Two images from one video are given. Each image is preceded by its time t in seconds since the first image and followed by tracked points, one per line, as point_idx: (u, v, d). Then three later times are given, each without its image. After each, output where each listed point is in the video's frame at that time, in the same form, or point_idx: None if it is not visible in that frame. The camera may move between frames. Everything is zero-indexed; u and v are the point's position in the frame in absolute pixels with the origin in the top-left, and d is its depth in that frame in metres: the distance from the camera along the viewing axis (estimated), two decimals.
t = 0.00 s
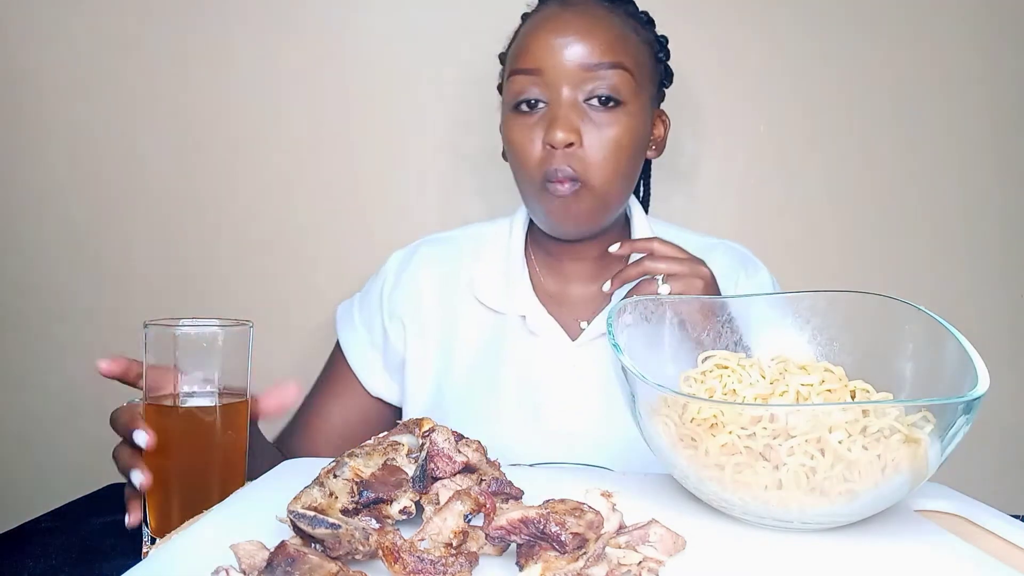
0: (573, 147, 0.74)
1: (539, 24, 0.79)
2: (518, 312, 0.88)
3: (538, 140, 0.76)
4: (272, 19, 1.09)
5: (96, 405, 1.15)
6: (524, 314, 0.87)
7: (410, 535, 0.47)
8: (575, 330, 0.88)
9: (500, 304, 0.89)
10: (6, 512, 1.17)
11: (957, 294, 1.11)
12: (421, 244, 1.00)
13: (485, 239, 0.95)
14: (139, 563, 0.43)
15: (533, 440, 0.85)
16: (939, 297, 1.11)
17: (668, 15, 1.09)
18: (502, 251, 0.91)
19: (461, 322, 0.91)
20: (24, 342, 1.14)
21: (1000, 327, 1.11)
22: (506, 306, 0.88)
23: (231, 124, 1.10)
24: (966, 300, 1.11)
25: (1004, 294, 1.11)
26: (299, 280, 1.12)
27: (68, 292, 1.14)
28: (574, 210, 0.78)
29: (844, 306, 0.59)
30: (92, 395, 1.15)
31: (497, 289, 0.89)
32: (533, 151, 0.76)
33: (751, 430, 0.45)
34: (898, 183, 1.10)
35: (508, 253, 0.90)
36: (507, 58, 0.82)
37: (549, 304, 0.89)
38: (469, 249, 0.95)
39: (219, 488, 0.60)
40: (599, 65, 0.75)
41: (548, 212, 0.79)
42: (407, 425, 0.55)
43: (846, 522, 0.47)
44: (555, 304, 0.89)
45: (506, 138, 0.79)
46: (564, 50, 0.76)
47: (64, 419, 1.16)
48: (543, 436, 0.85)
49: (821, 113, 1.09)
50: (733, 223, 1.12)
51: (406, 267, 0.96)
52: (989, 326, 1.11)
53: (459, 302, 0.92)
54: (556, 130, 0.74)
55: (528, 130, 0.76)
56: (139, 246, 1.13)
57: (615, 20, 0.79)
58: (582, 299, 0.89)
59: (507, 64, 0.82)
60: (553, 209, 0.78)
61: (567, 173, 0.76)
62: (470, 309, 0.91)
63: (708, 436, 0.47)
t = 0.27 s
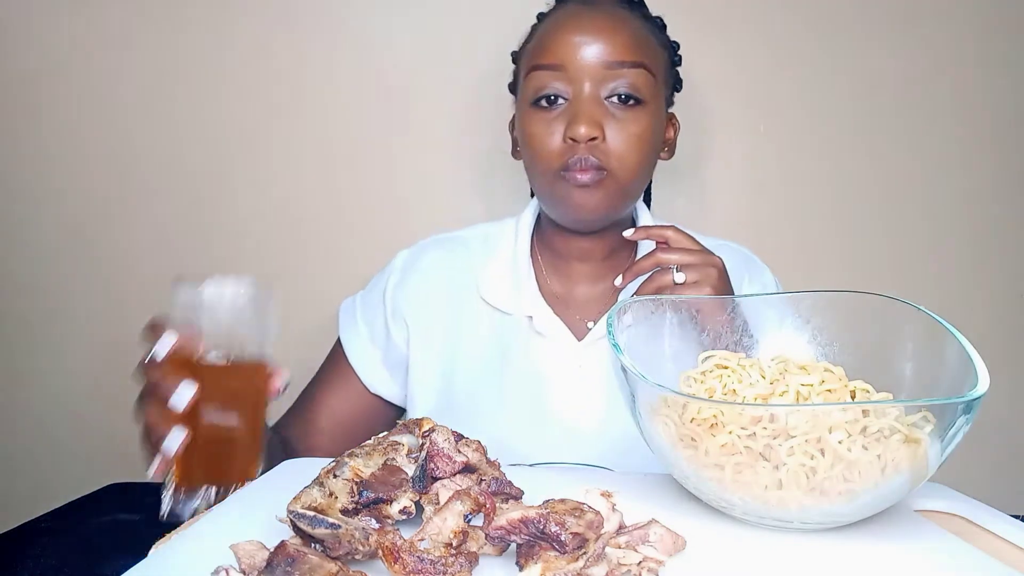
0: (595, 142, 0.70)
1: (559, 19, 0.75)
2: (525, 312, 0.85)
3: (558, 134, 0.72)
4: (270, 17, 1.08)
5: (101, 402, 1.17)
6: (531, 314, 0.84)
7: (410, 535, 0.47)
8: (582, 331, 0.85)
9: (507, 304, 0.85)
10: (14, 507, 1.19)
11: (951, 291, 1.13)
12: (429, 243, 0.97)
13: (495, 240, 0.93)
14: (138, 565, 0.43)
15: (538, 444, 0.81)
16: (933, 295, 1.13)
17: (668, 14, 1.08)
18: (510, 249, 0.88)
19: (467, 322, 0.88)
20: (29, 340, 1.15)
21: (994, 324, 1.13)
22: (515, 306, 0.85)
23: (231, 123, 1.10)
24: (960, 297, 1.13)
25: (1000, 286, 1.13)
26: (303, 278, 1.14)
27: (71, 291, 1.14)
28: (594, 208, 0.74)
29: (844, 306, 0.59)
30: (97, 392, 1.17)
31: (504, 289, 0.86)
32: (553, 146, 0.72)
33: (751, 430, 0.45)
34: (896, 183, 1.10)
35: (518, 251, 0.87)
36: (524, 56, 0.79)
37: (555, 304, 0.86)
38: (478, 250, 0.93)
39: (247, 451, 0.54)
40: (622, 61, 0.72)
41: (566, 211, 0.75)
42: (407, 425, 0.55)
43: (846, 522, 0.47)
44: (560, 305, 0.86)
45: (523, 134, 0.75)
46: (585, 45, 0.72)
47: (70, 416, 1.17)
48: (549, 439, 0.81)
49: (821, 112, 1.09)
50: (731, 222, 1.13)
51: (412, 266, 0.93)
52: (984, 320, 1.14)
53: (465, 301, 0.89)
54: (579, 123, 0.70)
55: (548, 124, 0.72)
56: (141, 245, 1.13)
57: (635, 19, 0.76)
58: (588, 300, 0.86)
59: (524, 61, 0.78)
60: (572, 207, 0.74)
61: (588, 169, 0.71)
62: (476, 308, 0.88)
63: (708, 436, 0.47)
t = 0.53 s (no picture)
0: (606, 148, 0.70)
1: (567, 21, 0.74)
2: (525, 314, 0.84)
3: (568, 140, 0.72)
4: (270, 16, 1.08)
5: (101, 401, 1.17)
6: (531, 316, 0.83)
7: (410, 535, 0.47)
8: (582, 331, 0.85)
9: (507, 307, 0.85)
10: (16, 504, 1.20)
11: (951, 291, 1.13)
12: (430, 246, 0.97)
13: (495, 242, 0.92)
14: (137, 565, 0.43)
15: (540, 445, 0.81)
16: (933, 294, 1.13)
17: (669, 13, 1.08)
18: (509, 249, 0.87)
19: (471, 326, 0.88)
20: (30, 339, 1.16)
21: (994, 323, 1.13)
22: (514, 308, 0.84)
23: (231, 123, 1.10)
24: (960, 296, 1.13)
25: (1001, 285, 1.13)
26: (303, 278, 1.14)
27: (72, 290, 1.15)
28: (601, 212, 0.74)
29: (845, 306, 0.58)
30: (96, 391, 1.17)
31: (505, 291, 0.86)
32: (563, 151, 0.72)
33: (751, 430, 0.45)
34: (896, 183, 1.10)
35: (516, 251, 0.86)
36: (530, 56, 0.78)
37: (556, 305, 0.86)
38: (479, 251, 0.92)
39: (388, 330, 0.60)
40: (633, 66, 0.72)
41: (572, 215, 0.76)
42: (407, 425, 0.55)
43: (846, 522, 0.47)
44: (561, 305, 0.86)
45: (531, 138, 0.75)
46: (594, 49, 0.71)
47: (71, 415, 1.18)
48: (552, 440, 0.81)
49: (821, 112, 1.09)
50: (731, 221, 1.13)
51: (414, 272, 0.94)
52: (985, 319, 1.14)
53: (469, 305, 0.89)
54: (590, 130, 0.70)
55: (557, 129, 0.72)
56: (141, 245, 1.14)
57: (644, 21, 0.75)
58: (590, 300, 0.86)
59: (530, 61, 0.77)
60: (580, 211, 0.75)
61: (598, 175, 0.72)
62: (479, 312, 0.88)
63: (708, 436, 0.47)
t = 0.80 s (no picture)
0: (628, 166, 0.67)
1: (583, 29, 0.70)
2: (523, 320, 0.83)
3: (587, 156, 0.68)
4: (271, 17, 1.08)
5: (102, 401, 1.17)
6: (528, 323, 0.83)
7: (410, 535, 0.47)
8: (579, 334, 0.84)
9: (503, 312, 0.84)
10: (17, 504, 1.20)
11: (950, 291, 1.13)
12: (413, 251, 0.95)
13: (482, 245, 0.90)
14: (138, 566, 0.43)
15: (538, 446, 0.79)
16: (932, 295, 1.14)
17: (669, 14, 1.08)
18: (500, 252, 0.87)
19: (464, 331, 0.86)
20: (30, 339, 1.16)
21: (994, 324, 1.14)
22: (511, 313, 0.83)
23: (232, 123, 1.10)
24: (960, 296, 1.13)
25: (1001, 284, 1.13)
26: (303, 278, 1.14)
27: (72, 290, 1.15)
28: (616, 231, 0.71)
29: (845, 307, 0.59)
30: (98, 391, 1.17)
31: (501, 297, 0.85)
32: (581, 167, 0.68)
33: (751, 430, 0.45)
34: (895, 183, 1.11)
35: (509, 254, 0.86)
36: (539, 64, 0.73)
37: (553, 309, 0.85)
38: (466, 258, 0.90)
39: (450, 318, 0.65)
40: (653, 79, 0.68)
41: (588, 235, 0.72)
42: (407, 425, 0.55)
43: (846, 522, 0.47)
44: (558, 308, 0.86)
45: (544, 152, 0.70)
46: (613, 60, 0.67)
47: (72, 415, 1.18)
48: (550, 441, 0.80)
49: (821, 113, 1.09)
50: (730, 222, 1.13)
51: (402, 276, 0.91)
52: (986, 318, 1.14)
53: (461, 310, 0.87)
54: (612, 146, 0.66)
55: (575, 143, 0.68)
56: (142, 245, 1.14)
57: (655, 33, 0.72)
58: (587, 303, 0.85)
59: (540, 70, 0.72)
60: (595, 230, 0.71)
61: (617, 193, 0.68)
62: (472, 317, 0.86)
63: (708, 436, 0.47)
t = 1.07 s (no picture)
0: (633, 184, 0.67)
1: (589, 43, 0.68)
2: (521, 324, 0.83)
3: (592, 173, 0.68)
4: (271, 17, 1.08)
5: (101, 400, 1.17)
6: (526, 326, 0.82)
7: (410, 535, 0.47)
8: (576, 338, 0.84)
9: (501, 315, 0.83)
10: (16, 504, 1.20)
11: (949, 291, 1.13)
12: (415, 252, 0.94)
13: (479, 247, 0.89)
14: (137, 566, 0.43)
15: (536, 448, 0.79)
16: (932, 295, 1.14)
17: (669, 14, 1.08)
18: (499, 254, 0.86)
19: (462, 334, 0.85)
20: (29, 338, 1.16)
21: (993, 324, 1.14)
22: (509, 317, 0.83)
23: (231, 123, 1.10)
24: (959, 296, 1.13)
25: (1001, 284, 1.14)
26: (303, 278, 1.14)
27: (71, 290, 1.15)
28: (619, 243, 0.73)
29: (846, 307, 0.59)
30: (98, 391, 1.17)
31: (499, 300, 0.84)
32: (586, 183, 0.68)
33: (751, 430, 0.45)
34: (895, 183, 1.11)
35: (508, 256, 0.85)
36: (543, 75, 0.72)
37: (551, 311, 0.85)
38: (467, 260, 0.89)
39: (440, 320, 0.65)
40: (661, 98, 0.67)
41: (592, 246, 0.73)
42: (406, 425, 0.55)
43: (846, 522, 0.47)
44: (554, 311, 0.86)
45: (549, 167, 0.70)
46: (621, 76, 0.66)
47: (71, 415, 1.18)
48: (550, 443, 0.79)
49: (821, 113, 1.09)
50: (730, 222, 1.13)
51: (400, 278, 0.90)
52: (985, 318, 1.14)
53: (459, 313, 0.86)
54: (618, 166, 0.66)
55: (580, 160, 0.68)
56: (141, 245, 1.14)
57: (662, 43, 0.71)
58: (585, 306, 0.86)
59: (544, 81, 0.71)
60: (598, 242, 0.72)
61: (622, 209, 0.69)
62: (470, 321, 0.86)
63: (708, 436, 0.47)
